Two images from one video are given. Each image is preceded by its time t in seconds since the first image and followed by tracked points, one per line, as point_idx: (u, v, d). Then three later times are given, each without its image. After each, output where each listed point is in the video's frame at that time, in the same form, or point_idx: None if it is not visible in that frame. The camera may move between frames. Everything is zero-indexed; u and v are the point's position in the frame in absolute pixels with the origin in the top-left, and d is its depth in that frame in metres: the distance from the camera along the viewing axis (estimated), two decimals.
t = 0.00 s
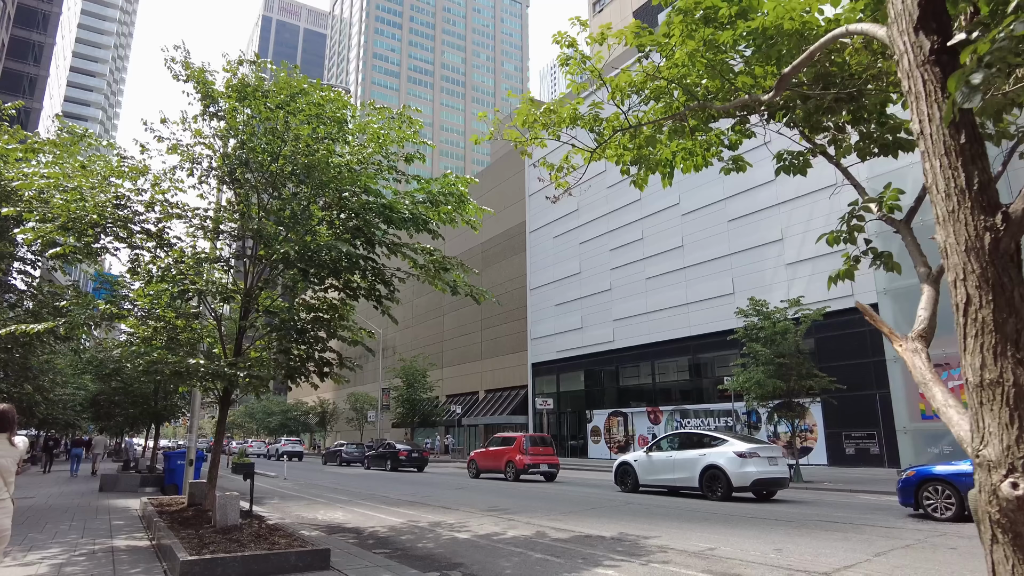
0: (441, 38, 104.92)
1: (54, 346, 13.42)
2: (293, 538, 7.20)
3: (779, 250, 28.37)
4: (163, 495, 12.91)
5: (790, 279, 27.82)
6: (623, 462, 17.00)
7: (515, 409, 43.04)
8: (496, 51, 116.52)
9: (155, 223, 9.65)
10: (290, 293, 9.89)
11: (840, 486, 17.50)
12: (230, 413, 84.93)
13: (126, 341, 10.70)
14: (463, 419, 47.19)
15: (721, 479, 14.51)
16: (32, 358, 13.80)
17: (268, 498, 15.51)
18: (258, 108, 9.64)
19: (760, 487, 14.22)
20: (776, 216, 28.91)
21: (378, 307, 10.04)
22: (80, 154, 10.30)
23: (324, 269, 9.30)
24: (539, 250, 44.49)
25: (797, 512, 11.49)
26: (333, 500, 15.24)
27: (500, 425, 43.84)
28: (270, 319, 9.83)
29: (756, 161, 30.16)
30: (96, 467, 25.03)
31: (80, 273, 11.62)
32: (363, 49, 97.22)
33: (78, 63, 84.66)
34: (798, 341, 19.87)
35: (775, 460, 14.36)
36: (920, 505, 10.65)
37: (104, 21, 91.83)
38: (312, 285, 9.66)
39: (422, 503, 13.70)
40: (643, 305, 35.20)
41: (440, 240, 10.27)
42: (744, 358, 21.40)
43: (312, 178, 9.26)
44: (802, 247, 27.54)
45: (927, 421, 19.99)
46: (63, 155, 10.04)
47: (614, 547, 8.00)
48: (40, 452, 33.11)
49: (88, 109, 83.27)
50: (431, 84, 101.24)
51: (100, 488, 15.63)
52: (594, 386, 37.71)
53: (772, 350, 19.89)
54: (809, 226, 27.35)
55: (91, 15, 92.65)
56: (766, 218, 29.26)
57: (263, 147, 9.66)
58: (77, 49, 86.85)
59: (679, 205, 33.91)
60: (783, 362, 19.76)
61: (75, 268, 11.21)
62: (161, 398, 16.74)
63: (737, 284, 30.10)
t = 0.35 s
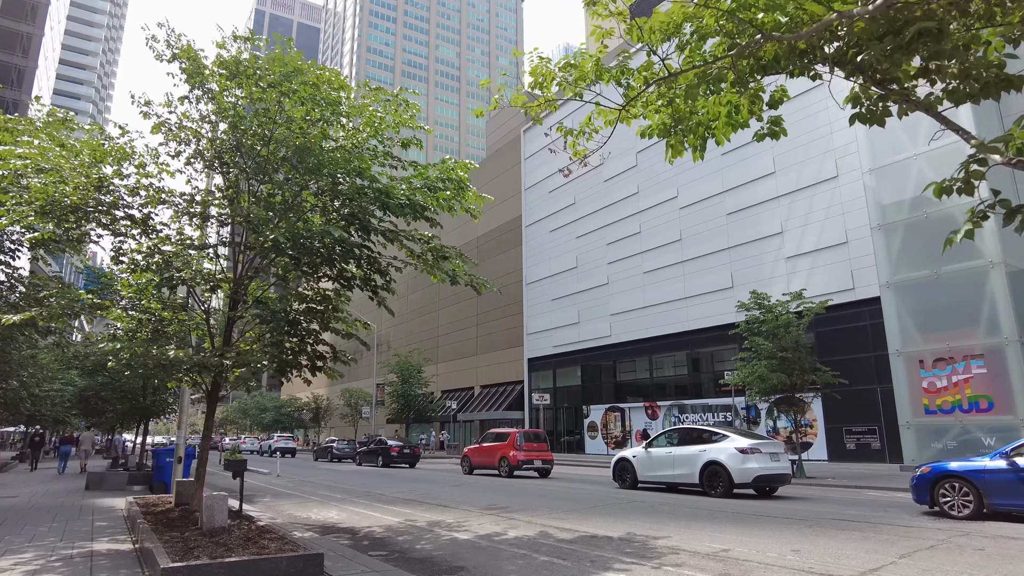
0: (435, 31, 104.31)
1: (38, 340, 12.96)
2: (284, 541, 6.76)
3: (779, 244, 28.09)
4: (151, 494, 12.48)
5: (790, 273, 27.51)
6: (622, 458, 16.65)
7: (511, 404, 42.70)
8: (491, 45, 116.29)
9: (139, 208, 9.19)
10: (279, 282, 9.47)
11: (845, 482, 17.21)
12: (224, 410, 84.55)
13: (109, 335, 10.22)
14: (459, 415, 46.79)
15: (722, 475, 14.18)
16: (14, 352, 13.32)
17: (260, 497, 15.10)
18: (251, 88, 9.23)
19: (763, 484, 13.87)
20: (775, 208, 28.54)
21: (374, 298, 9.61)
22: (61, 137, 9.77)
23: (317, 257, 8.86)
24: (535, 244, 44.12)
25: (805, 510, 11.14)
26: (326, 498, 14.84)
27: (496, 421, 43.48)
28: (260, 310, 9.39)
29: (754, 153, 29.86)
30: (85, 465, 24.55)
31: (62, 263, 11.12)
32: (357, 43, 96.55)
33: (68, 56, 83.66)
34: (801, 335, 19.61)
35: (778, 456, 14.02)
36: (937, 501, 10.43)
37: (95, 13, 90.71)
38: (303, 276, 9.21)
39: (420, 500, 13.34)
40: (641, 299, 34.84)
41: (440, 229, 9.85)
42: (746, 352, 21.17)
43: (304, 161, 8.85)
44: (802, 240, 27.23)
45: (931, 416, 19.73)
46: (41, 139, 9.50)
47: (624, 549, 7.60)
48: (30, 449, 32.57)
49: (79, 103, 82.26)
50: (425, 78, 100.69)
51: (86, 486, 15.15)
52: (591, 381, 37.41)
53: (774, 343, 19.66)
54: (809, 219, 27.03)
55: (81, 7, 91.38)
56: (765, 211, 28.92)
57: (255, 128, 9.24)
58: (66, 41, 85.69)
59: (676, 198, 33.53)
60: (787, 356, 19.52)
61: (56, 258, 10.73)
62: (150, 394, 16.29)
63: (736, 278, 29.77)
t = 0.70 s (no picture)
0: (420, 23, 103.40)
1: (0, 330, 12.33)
2: (259, 544, 6.29)
3: (766, 239, 27.97)
4: (121, 491, 11.94)
5: (777, 267, 27.39)
6: (605, 453, 16.36)
7: (495, 399, 42.35)
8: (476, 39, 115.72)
9: (107, 188, 8.66)
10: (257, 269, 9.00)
11: (834, 477, 17.06)
12: (204, 405, 83.43)
13: (75, 323, 9.67)
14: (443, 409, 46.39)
15: (707, 470, 13.90)
16: None
17: (238, 493, 14.61)
18: (230, 63, 8.74)
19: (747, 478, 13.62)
20: (764, 202, 28.36)
21: (356, 286, 9.13)
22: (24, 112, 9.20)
23: (294, 240, 8.38)
24: (522, 237, 43.74)
25: (797, 506, 10.89)
26: (305, 494, 14.38)
27: (480, 415, 43.12)
28: (237, 297, 8.93)
29: (742, 146, 29.69)
30: (55, 461, 23.81)
31: (25, 248, 10.52)
32: (341, 33, 95.29)
33: (43, 43, 81.51)
34: (791, 328, 19.46)
35: (762, 450, 13.79)
36: (937, 496, 10.24)
37: None
38: (282, 262, 8.73)
39: (402, 497, 12.93)
40: (628, 293, 34.58)
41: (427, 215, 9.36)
42: (735, 346, 21.00)
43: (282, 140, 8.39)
44: (790, 234, 27.11)
45: (919, 410, 19.67)
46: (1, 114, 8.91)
47: (618, 549, 7.25)
48: None
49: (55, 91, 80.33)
50: (409, 71, 99.81)
51: (54, 484, 14.55)
52: (577, 375, 37.15)
53: (764, 337, 19.49)
54: (797, 212, 26.90)
55: None
56: (753, 204, 28.77)
57: (234, 104, 8.75)
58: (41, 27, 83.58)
59: (664, 191, 33.29)
60: (776, 349, 19.35)
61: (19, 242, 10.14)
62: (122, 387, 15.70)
63: (724, 272, 29.58)
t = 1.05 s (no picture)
0: (379, 15, 101.83)
1: None
2: (189, 552, 5.74)
3: (723, 238, 28.20)
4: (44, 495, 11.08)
5: (734, 266, 27.62)
6: (555, 450, 16.11)
7: (451, 397, 41.81)
8: (437, 35, 114.77)
9: (28, 162, 7.87)
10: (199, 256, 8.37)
11: (788, 475, 17.18)
12: (148, 403, 80.58)
13: None
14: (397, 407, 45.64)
15: (656, 468, 13.76)
16: None
17: (176, 495, 13.81)
18: (172, 29, 8.08)
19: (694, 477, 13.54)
20: (721, 201, 28.57)
21: (304, 274, 8.53)
22: None
23: (237, 223, 7.77)
24: (481, 233, 43.28)
25: (757, 504, 10.79)
26: (248, 495, 13.69)
27: (435, 413, 42.53)
28: (173, 284, 8.29)
29: (700, 146, 29.87)
30: None
31: None
32: (298, 21, 93.07)
33: None
34: (748, 327, 19.54)
35: (711, 448, 13.71)
36: (894, 493, 10.30)
37: None
38: (224, 246, 8.08)
39: (351, 498, 12.39)
40: (587, 291, 34.45)
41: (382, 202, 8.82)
42: (693, 344, 21.03)
43: (224, 113, 7.77)
44: (746, 234, 27.37)
45: (870, 409, 20.00)
46: None
47: (580, 552, 6.90)
48: None
49: None
50: (368, 64, 98.26)
51: None
52: (534, 373, 36.91)
53: (722, 335, 19.54)
54: (754, 213, 27.17)
55: None
56: (710, 204, 28.96)
57: (174, 73, 8.07)
58: None
59: (624, 190, 33.29)
60: (733, 347, 19.43)
61: None
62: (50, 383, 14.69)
63: (681, 270, 29.71)
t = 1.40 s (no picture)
0: (330, 6, 99.62)
1: None
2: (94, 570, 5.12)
3: (673, 239, 28.35)
4: None
5: (684, 267, 27.80)
6: (497, 451, 15.74)
7: (399, 396, 40.99)
8: (390, 30, 113.19)
9: None
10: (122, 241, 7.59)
11: (737, 475, 17.25)
12: (77, 402, 76.86)
13: None
14: (343, 406, 44.54)
15: (597, 468, 13.52)
16: None
17: (96, 501, 12.82)
18: None
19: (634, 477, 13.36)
20: (673, 203, 28.71)
21: (240, 264, 7.83)
22: None
23: (165, 203, 7.03)
24: (432, 230, 42.56)
25: (709, 506, 10.63)
26: (178, 501, 12.86)
27: (381, 413, 41.65)
28: (91, 270, 7.48)
29: (653, 147, 29.97)
30: None
31: None
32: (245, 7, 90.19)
33: None
34: (699, 328, 19.65)
35: (650, 448, 13.54)
36: (845, 494, 10.28)
37: None
38: (151, 230, 7.33)
39: (288, 503, 11.71)
40: (539, 289, 34.21)
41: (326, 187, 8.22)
42: (645, 344, 20.99)
43: (154, 83, 7.05)
44: (696, 236, 27.58)
45: (815, 409, 20.32)
46: None
47: (533, 561, 6.48)
48: None
49: None
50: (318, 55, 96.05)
51: None
52: (484, 372, 36.45)
53: (673, 335, 19.52)
54: (704, 215, 27.40)
55: None
56: (662, 205, 29.10)
57: (97, 36, 7.30)
58: None
59: (577, 189, 33.18)
60: (683, 348, 19.47)
61: None
62: None
63: (633, 270, 29.76)
